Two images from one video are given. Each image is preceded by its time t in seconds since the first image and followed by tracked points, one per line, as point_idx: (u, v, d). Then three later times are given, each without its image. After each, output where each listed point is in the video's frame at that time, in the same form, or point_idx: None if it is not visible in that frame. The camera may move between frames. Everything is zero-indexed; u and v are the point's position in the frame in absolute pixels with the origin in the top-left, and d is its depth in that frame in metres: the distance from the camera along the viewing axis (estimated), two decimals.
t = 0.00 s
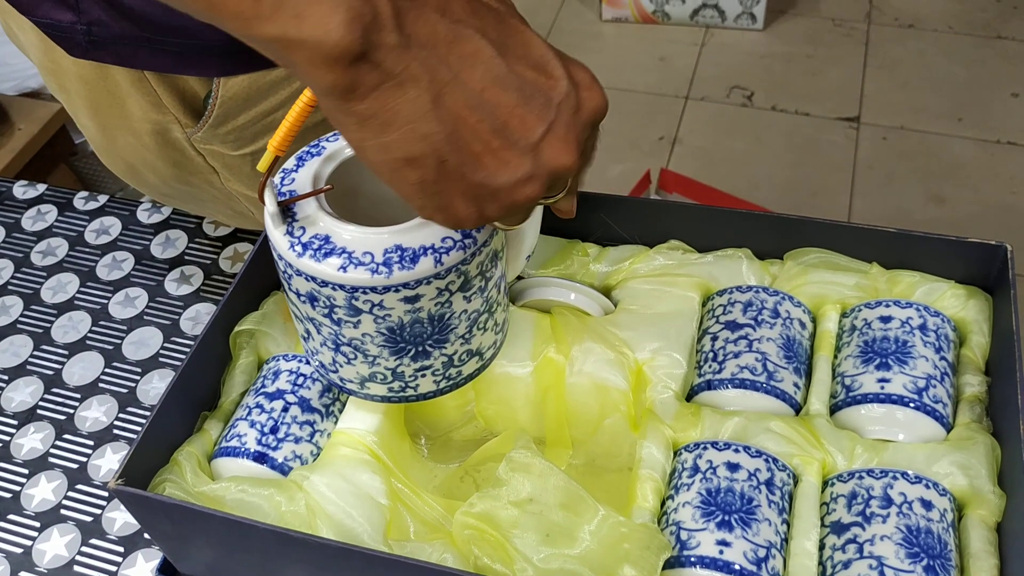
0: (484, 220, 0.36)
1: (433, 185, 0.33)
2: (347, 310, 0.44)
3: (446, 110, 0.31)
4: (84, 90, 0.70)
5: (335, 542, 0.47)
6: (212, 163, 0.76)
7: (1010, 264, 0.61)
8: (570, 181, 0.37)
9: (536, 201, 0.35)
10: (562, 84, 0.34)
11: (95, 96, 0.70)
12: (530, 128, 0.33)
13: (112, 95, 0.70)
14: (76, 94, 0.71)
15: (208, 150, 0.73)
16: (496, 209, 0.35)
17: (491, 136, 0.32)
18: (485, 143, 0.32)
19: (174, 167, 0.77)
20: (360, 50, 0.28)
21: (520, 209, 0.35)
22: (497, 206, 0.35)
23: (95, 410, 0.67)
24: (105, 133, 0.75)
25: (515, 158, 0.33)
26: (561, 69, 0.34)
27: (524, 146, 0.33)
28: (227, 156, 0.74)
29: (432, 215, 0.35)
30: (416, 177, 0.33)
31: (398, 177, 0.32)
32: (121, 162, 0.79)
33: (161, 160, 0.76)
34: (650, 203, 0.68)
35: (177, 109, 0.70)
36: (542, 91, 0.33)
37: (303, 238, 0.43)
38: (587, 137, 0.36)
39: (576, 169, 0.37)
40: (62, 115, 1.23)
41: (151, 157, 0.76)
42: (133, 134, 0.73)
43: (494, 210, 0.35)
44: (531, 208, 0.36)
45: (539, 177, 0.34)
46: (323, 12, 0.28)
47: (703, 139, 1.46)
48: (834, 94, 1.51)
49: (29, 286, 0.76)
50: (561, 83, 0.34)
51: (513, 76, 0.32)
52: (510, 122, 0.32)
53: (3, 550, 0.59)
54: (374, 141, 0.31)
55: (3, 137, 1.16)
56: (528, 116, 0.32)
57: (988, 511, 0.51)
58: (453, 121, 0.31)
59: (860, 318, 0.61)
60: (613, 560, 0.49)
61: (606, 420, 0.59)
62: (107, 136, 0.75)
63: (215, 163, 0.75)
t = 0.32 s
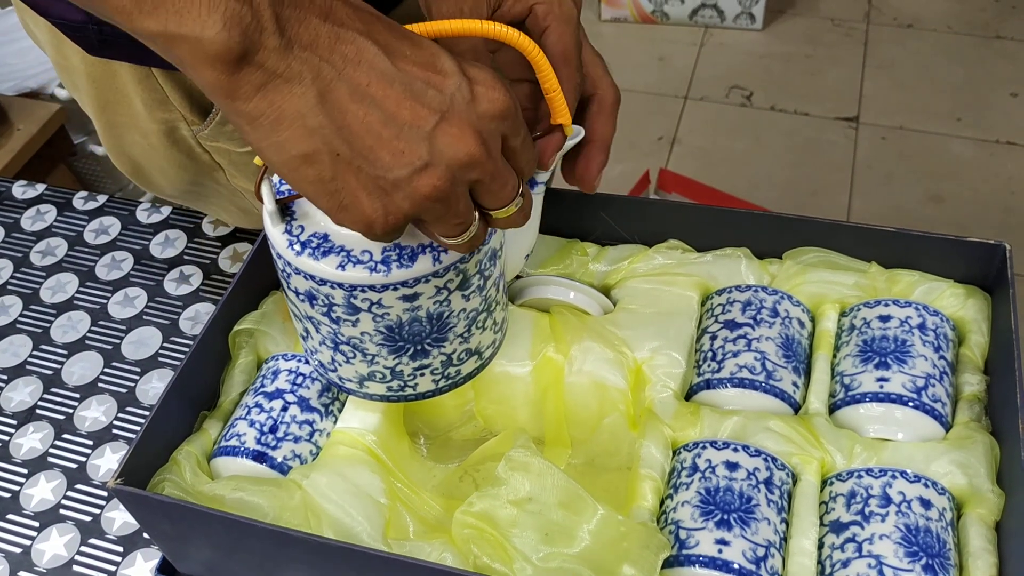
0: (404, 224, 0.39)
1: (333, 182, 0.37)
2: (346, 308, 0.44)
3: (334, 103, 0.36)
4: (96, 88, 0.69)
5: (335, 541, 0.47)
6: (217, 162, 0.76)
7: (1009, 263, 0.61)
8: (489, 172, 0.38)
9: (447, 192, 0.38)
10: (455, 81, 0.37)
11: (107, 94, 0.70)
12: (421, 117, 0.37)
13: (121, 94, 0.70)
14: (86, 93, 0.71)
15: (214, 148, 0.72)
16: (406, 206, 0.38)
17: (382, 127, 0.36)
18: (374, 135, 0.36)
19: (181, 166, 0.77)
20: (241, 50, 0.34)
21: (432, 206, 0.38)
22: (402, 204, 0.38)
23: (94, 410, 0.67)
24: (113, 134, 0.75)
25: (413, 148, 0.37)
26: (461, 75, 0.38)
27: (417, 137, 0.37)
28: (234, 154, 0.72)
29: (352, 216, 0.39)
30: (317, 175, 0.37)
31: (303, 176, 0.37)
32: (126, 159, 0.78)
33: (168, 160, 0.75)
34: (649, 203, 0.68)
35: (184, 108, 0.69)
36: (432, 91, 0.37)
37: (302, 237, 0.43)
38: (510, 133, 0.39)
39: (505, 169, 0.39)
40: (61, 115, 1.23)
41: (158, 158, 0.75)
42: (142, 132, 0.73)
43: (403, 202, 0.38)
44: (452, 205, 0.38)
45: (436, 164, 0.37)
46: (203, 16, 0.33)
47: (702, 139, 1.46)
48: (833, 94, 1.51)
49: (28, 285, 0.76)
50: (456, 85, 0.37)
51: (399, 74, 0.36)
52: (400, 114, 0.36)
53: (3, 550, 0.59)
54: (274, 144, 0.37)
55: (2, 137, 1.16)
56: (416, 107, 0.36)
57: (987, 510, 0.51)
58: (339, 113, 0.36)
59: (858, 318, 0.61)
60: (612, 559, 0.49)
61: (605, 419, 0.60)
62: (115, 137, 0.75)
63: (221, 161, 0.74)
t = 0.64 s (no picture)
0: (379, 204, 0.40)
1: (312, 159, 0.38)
2: (346, 308, 0.44)
3: (326, 83, 0.36)
4: (83, 85, 0.69)
5: (335, 541, 0.47)
6: (205, 159, 0.76)
7: (1008, 264, 0.61)
8: (467, 168, 0.39)
9: (422, 185, 0.38)
10: (450, 76, 0.37)
11: (95, 91, 0.70)
12: (409, 110, 0.36)
13: (108, 92, 0.70)
14: (73, 90, 0.71)
15: (200, 146, 0.72)
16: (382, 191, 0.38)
17: (369, 113, 0.36)
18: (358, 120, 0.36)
19: (171, 163, 0.77)
20: (239, 24, 0.34)
21: (407, 194, 0.39)
22: (379, 189, 0.38)
23: (93, 411, 0.67)
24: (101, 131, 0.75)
25: (397, 137, 0.37)
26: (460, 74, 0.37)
27: (402, 129, 0.37)
28: (219, 152, 0.73)
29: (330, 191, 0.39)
30: (301, 148, 0.37)
31: (288, 147, 0.38)
32: (116, 155, 0.78)
33: (158, 157, 0.75)
34: (649, 204, 0.68)
35: (168, 106, 0.69)
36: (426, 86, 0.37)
37: (302, 237, 0.43)
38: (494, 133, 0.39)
39: (482, 165, 0.39)
40: (61, 116, 1.23)
41: (147, 155, 0.75)
42: (130, 129, 0.73)
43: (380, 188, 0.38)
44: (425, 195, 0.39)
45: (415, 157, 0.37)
46: None
47: (701, 139, 1.46)
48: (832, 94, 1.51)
49: (27, 286, 0.76)
50: (449, 84, 0.37)
51: (396, 64, 0.36)
52: (390, 102, 0.36)
53: (2, 551, 0.59)
54: (262, 114, 0.37)
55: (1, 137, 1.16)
56: (406, 97, 0.36)
57: (987, 511, 0.51)
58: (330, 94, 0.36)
59: (858, 318, 0.61)
60: (611, 559, 0.49)
61: (605, 420, 0.60)
62: (104, 134, 0.75)
63: (208, 158, 0.74)
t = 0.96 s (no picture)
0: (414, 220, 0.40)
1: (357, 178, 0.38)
2: (343, 315, 0.44)
3: (372, 98, 0.36)
4: (83, 84, 0.69)
5: (334, 541, 0.47)
6: (204, 158, 0.76)
7: (1007, 263, 0.61)
8: (502, 174, 0.40)
9: (467, 195, 0.39)
10: (480, 85, 0.38)
11: (94, 91, 0.70)
12: (452, 121, 0.37)
13: (108, 92, 0.70)
14: (72, 90, 0.71)
15: (200, 146, 0.72)
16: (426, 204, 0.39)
17: (416, 125, 0.37)
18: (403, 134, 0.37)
19: (171, 163, 0.77)
20: (287, 35, 0.34)
21: (448, 206, 0.39)
22: (424, 201, 0.38)
23: (92, 410, 0.67)
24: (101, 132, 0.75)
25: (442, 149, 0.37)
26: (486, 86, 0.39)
27: (448, 140, 0.37)
28: (219, 152, 0.73)
29: (371, 210, 0.39)
30: (347, 167, 0.37)
31: (331, 166, 0.37)
32: (116, 155, 0.78)
33: (158, 157, 0.75)
34: (648, 203, 0.68)
35: (168, 106, 0.69)
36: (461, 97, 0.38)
37: (299, 244, 0.43)
38: (517, 142, 0.41)
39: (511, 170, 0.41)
40: (60, 116, 1.23)
41: (147, 155, 0.75)
42: (129, 129, 0.73)
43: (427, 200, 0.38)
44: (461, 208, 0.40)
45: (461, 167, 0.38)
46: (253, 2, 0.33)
47: (701, 139, 1.46)
48: (832, 94, 1.51)
49: (27, 286, 0.76)
50: (480, 95, 0.38)
51: (432, 76, 0.37)
52: (432, 115, 0.37)
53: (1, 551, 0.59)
54: (308, 133, 0.36)
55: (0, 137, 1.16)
56: (447, 109, 0.37)
57: (986, 510, 0.51)
58: (375, 108, 0.36)
59: (857, 317, 0.61)
60: (610, 558, 0.50)
61: (604, 419, 0.60)
62: (105, 134, 0.75)
63: (207, 157, 0.74)
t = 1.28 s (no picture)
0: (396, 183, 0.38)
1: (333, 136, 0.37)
2: (343, 310, 0.44)
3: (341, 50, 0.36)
4: (81, 86, 0.69)
5: (334, 542, 0.47)
6: (203, 159, 0.75)
7: (1006, 263, 0.61)
8: (481, 130, 0.39)
9: (446, 144, 0.37)
10: (450, 47, 0.39)
11: (93, 92, 0.69)
12: (422, 70, 0.37)
13: (107, 93, 0.69)
14: (70, 91, 0.71)
15: (199, 147, 0.72)
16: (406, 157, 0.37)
17: (386, 75, 0.37)
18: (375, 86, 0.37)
19: (169, 164, 0.77)
20: None
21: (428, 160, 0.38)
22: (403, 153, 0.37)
23: (91, 411, 0.67)
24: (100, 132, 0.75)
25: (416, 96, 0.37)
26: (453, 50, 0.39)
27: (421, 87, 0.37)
28: (218, 153, 0.73)
29: (350, 170, 0.37)
30: (322, 120, 0.36)
31: (306, 123, 0.37)
32: (114, 156, 0.78)
33: (156, 158, 0.75)
34: (648, 203, 0.68)
35: (166, 107, 0.69)
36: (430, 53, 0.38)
37: (298, 239, 0.44)
38: (492, 106, 0.40)
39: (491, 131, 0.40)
40: (59, 116, 1.22)
41: (146, 155, 0.75)
42: (128, 130, 0.72)
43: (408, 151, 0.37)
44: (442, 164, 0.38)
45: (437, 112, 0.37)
46: None
47: (700, 139, 1.46)
48: (832, 94, 1.51)
49: (26, 286, 0.76)
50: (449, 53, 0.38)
51: (400, 32, 0.38)
52: (403, 68, 0.37)
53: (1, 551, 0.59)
54: (280, 90, 0.36)
55: None
56: (418, 62, 0.37)
57: (986, 510, 0.51)
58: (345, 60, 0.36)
59: (857, 317, 0.61)
60: (609, 559, 0.49)
61: (604, 419, 0.59)
62: (103, 134, 0.75)
63: (205, 158, 0.74)
